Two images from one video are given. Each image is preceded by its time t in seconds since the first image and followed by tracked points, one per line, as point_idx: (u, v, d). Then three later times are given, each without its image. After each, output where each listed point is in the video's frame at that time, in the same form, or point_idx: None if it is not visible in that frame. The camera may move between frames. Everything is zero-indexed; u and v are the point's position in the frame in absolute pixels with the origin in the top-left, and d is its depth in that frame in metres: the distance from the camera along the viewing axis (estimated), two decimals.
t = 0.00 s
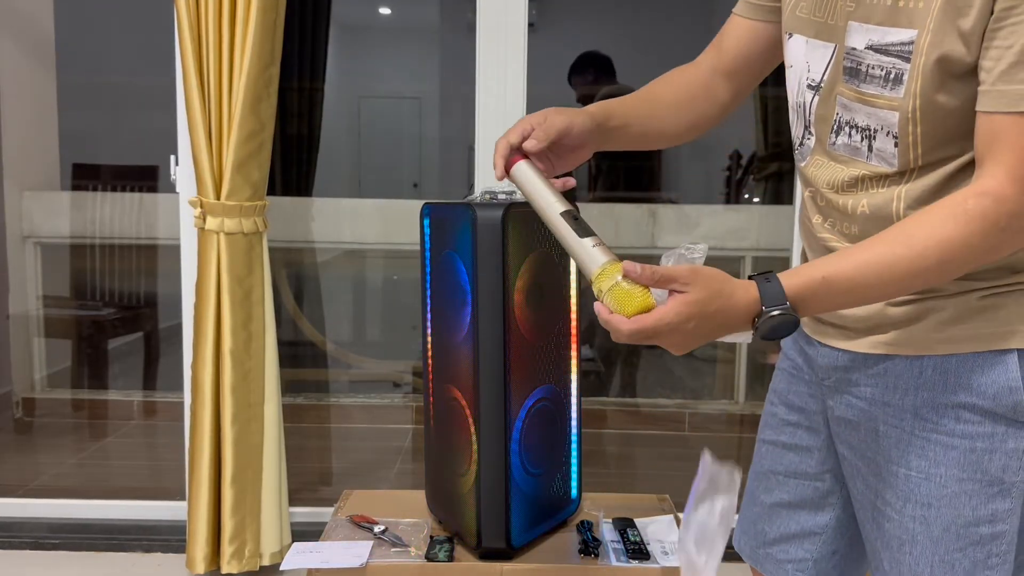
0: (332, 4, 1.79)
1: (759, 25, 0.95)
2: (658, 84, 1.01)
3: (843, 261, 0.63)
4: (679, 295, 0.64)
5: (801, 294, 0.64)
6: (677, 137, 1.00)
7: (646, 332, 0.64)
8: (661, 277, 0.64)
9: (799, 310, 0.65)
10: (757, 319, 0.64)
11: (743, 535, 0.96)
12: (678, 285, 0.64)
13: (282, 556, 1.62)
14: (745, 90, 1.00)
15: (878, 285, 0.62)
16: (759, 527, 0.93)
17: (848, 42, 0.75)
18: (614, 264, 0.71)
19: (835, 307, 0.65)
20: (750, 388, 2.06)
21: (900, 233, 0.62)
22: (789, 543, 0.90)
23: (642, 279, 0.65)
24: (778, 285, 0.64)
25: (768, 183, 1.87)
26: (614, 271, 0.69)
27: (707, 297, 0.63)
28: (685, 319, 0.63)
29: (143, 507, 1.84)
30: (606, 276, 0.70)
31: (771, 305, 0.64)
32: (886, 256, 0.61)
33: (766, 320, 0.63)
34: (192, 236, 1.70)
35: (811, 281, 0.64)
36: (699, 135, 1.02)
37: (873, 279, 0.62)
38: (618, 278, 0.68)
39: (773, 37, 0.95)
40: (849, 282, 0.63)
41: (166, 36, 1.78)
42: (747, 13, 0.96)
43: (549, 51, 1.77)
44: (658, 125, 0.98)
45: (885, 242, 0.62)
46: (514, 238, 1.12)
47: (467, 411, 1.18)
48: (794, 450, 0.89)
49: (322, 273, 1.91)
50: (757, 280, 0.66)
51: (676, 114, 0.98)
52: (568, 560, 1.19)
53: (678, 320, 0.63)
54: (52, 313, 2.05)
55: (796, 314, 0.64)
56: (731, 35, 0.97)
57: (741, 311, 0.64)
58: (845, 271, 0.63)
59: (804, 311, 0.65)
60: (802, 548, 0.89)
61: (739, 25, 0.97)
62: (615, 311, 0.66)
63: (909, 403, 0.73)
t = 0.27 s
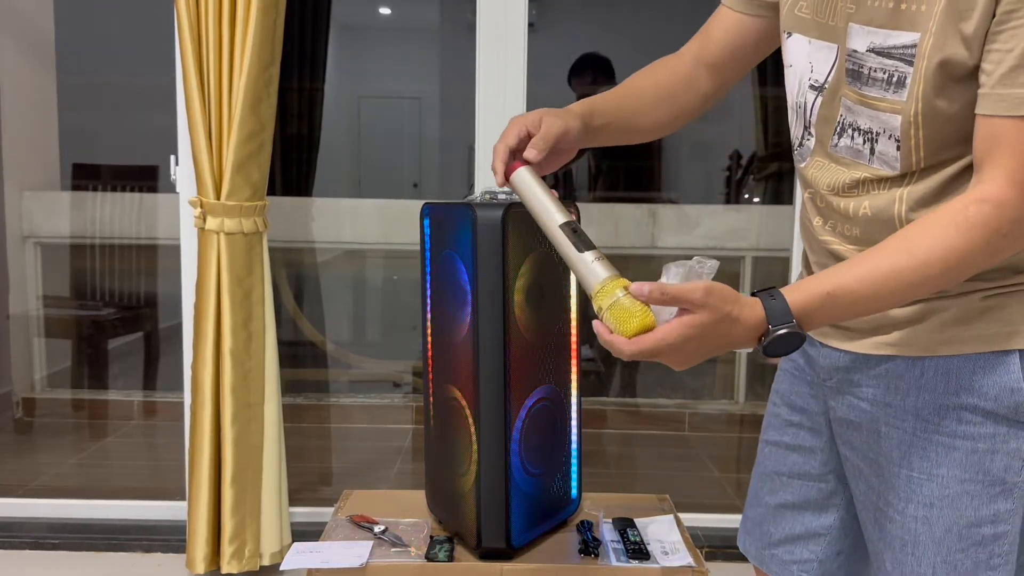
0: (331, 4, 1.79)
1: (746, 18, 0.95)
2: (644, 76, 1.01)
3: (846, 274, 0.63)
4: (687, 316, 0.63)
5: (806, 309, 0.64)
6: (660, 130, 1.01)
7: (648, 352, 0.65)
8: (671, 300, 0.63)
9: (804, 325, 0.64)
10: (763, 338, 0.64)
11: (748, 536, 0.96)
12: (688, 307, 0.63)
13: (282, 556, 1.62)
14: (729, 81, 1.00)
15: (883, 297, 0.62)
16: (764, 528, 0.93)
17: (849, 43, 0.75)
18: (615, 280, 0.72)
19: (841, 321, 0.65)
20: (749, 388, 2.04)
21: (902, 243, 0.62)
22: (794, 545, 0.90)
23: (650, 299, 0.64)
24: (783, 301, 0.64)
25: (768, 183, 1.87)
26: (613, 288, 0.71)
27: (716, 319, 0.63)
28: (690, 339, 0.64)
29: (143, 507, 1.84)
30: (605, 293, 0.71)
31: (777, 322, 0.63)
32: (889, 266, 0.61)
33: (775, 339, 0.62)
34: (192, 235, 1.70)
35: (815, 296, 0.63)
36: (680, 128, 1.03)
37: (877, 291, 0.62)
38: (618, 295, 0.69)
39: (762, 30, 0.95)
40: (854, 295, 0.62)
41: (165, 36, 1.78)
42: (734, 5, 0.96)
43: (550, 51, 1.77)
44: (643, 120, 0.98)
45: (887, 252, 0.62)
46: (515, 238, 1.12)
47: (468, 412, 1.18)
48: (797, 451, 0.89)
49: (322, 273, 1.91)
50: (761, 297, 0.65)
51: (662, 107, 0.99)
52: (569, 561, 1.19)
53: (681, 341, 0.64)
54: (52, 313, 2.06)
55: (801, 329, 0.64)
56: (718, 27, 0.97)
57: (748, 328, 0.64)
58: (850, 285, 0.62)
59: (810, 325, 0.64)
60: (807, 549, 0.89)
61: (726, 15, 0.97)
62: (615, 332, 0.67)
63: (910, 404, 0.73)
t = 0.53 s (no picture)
0: (332, 5, 1.79)
1: (734, 10, 0.96)
2: (628, 66, 1.01)
3: (839, 274, 0.63)
4: (681, 320, 0.64)
5: (800, 309, 0.64)
6: (642, 122, 1.01)
7: (645, 359, 0.66)
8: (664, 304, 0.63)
9: (797, 326, 0.65)
10: (755, 340, 0.65)
11: (745, 537, 0.96)
12: (681, 310, 0.64)
13: (282, 556, 1.62)
14: (711, 72, 1.00)
15: (876, 297, 0.62)
16: (762, 529, 0.93)
17: (844, 39, 0.76)
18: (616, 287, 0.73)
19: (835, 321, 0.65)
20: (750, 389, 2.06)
21: (895, 243, 0.62)
22: (792, 545, 0.90)
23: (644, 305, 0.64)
24: (776, 302, 0.64)
25: (768, 183, 1.87)
26: (611, 295, 0.71)
27: (709, 321, 0.63)
28: (686, 343, 0.65)
29: (143, 507, 1.84)
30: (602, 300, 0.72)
31: (769, 323, 0.63)
32: (882, 266, 0.61)
33: (767, 340, 0.63)
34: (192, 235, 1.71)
35: (810, 296, 0.63)
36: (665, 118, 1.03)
37: (870, 290, 0.62)
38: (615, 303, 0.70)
39: (750, 23, 0.96)
40: (847, 295, 0.62)
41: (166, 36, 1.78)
42: None
43: (549, 51, 1.77)
44: (628, 112, 0.99)
45: (880, 252, 0.62)
46: (514, 238, 1.12)
47: (468, 412, 1.18)
48: (795, 452, 0.89)
49: (322, 273, 1.91)
50: (754, 298, 0.65)
51: (647, 99, 0.99)
52: (569, 561, 1.19)
53: (677, 344, 0.65)
54: (52, 313, 2.06)
55: (795, 330, 0.64)
56: (704, 17, 0.98)
57: (741, 329, 0.64)
58: (843, 285, 0.62)
59: (804, 326, 0.65)
60: (804, 549, 0.89)
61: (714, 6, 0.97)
62: (613, 339, 0.69)
63: (909, 405, 0.73)
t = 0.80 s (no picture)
0: (332, 5, 1.79)
1: (726, 3, 0.96)
2: (617, 57, 1.00)
3: (836, 271, 0.63)
4: (682, 311, 0.62)
5: (797, 305, 0.63)
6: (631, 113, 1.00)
7: (641, 347, 0.63)
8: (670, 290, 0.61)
9: (794, 323, 0.64)
10: (752, 337, 0.64)
11: (740, 537, 0.96)
12: (684, 300, 0.62)
13: (282, 556, 1.62)
14: (701, 65, 1.00)
15: (874, 294, 0.62)
16: (756, 529, 0.93)
17: (842, 37, 0.75)
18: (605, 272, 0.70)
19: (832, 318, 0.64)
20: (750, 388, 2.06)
21: (893, 241, 0.61)
22: (786, 546, 0.90)
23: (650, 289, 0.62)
24: (773, 298, 0.64)
25: (768, 183, 1.87)
26: (605, 281, 0.68)
27: (709, 313, 0.62)
28: (683, 334, 0.63)
29: (143, 507, 1.84)
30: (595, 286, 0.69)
31: (767, 319, 0.63)
32: (880, 264, 0.61)
33: (765, 337, 0.63)
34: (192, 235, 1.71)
35: (806, 293, 0.63)
36: (653, 110, 1.03)
37: (868, 287, 0.61)
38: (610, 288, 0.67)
39: (742, 17, 0.96)
40: (845, 293, 0.62)
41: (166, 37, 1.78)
42: None
43: (549, 51, 1.77)
44: (616, 104, 0.98)
45: (878, 249, 0.62)
46: (514, 238, 1.12)
47: (467, 412, 1.18)
48: (790, 453, 0.89)
49: (322, 273, 1.91)
50: (751, 294, 0.65)
51: (636, 90, 0.98)
52: (569, 561, 1.19)
53: (675, 337, 0.63)
54: (52, 313, 2.05)
55: (792, 326, 0.64)
56: (695, 10, 0.98)
57: (739, 325, 0.64)
58: (842, 282, 0.62)
59: (801, 323, 0.64)
60: (798, 550, 0.89)
61: None
62: (609, 320, 0.64)
63: (907, 406, 0.73)
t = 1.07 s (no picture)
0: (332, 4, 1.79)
1: None
2: (608, 51, 1.00)
3: (837, 270, 0.62)
4: (678, 304, 0.63)
5: (797, 303, 0.63)
6: (621, 105, 1.00)
7: (637, 341, 0.64)
8: (661, 283, 0.62)
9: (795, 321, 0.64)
10: (754, 333, 0.63)
11: (740, 539, 0.95)
12: (679, 293, 0.62)
13: (282, 556, 1.62)
14: (694, 61, 1.00)
15: (875, 293, 0.62)
16: (756, 531, 0.93)
17: (844, 36, 0.76)
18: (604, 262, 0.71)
19: (832, 317, 0.64)
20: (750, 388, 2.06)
21: (894, 239, 0.61)
22: (786, 547, 0.90)
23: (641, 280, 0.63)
24: (773, 294, 0.64)
25: (768, 183, 1.87)
26: (603, 271, 0.68)
27: (706, 307, 0.62)
28: (681, 328, 0.63)
29: (143, 507, 1.84)
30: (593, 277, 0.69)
31: (767, 315, 0.63)
32: (881, 263, 0.61)
33: (764, 333, 0.63)
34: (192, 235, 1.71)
35: (807, 290, 0.63)
36: (642, 105, 1.03)
37: (868, 285, 0.61)
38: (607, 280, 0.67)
39: (740, 14, 0.97)
40: (846, 291, 0.62)
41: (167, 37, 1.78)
42: None
43: (549, 51, 1.77)
44: (606, 96, 0.98)
45: (878, 248, 0.62)
46: (514, 238, 1.12)
47: (468, 412, 1.18)
48: (790, 454, 0.89)
49: (322, 273, 1.91)
50: (751, 290, 0.65)
51: (626, 83, 0.98)
52: (569, 561, 1.19)
53: (673, 331, 0.63)
54: (52, 313, 2.05)
55: (792, 324, 0.64)
56: (690, 5, 0.98)
57: (739, 320, 0.64)
58: (843, 281, 0.62)
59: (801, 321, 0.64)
60: (799, 551, 0.89)
61: None
62: (606, 314, 0.65)
63: (909, 407, 0.73)
